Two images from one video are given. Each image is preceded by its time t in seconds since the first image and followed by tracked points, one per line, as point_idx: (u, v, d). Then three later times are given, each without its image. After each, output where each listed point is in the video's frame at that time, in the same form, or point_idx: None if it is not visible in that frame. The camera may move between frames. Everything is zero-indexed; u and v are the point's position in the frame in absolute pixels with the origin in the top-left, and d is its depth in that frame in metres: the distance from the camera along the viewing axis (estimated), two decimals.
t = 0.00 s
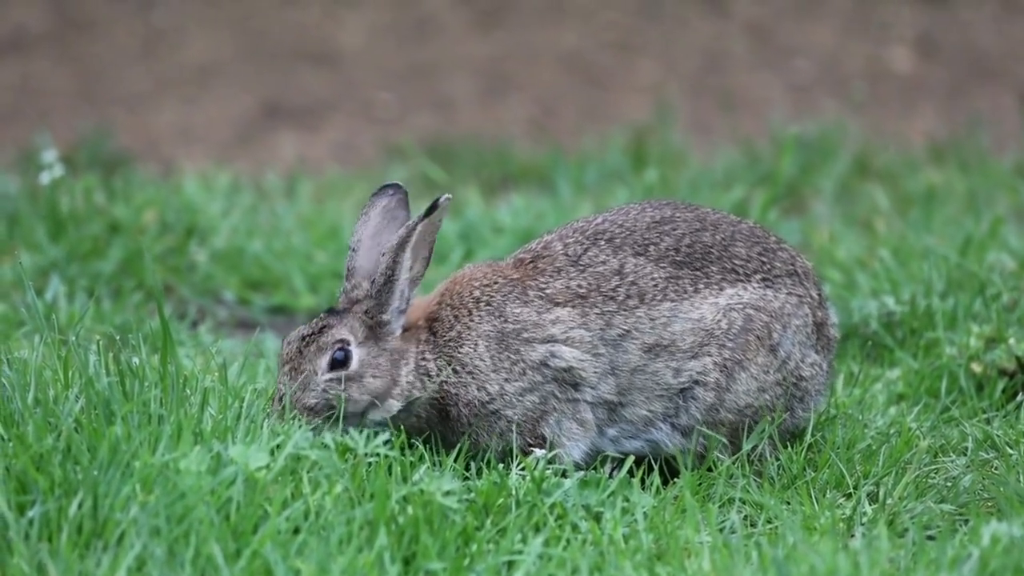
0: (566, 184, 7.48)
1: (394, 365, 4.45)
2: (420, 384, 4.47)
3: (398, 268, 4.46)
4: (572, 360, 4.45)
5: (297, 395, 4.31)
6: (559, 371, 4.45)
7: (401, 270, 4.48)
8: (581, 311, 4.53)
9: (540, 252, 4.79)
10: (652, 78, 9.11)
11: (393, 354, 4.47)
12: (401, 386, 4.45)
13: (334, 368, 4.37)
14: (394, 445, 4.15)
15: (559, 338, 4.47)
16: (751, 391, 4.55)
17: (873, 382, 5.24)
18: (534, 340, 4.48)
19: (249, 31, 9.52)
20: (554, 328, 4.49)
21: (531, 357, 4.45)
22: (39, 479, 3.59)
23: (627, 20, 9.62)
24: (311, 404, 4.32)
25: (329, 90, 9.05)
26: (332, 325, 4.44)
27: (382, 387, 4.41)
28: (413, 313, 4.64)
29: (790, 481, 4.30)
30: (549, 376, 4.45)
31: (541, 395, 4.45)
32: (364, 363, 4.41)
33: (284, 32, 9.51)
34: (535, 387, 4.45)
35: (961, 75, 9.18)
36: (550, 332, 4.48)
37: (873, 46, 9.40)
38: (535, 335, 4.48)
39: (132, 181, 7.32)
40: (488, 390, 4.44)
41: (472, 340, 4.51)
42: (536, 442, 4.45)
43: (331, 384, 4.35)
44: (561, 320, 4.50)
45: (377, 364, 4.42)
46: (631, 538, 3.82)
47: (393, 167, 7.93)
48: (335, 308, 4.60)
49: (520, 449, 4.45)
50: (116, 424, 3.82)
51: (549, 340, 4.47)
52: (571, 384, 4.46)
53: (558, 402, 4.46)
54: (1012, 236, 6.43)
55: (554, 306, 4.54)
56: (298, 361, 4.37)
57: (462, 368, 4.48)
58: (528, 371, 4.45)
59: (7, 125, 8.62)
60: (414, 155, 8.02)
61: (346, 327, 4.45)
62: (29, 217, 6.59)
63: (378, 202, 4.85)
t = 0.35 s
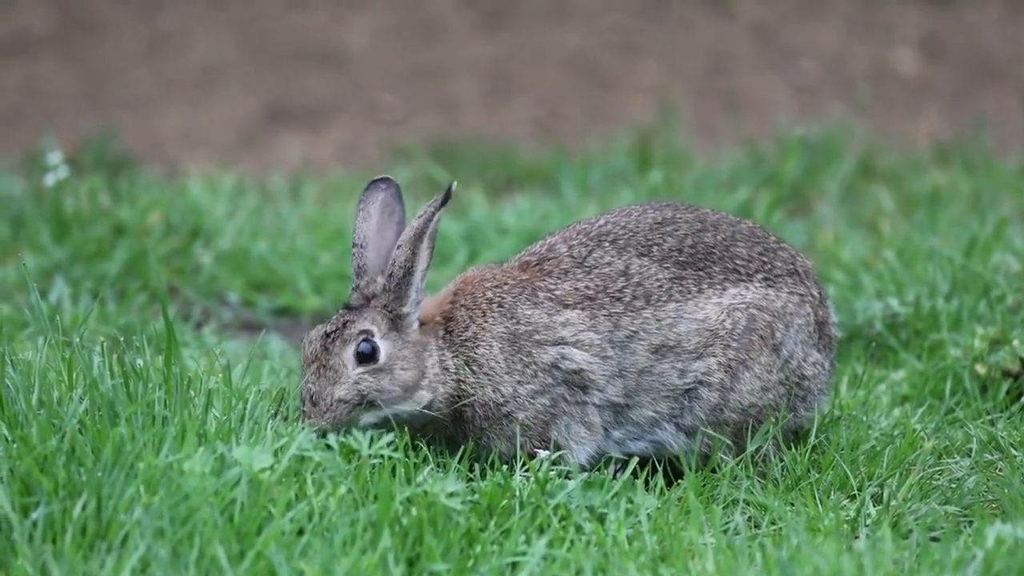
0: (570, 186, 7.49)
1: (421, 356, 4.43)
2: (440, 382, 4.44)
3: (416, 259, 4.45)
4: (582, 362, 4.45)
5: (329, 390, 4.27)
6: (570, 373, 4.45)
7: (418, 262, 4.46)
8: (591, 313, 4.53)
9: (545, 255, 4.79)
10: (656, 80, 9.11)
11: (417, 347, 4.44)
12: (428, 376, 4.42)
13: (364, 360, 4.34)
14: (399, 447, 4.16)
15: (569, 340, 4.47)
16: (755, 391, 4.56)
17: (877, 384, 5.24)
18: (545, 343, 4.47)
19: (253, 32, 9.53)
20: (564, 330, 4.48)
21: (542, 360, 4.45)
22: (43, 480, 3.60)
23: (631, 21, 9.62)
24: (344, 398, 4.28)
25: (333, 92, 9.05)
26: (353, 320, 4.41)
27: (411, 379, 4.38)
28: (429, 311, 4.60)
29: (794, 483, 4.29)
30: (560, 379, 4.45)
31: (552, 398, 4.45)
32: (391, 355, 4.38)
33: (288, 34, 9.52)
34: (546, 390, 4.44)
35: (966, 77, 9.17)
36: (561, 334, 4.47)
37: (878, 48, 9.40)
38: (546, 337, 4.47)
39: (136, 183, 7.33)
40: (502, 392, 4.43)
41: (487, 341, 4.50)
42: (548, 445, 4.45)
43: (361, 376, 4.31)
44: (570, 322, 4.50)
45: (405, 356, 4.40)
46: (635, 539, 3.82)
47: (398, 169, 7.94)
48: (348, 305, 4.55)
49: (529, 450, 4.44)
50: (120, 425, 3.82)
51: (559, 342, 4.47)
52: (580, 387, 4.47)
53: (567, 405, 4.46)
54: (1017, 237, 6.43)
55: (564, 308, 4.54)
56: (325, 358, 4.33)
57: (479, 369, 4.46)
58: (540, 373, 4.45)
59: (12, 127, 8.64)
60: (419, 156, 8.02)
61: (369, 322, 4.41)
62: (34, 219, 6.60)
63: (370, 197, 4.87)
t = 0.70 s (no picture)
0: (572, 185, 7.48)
1: (424, 350, 4.41)
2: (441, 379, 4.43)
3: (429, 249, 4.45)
4: (584, 362, 4.45)
5: (328, 377, 4.28)
6: (572, 373, 4.45)
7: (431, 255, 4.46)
8: (593, 313, 4.53)
9: (546, 256, 4.78)
10: (658, 79, 9.11)
11: (421, 341, 4.43)
12: (429, 372, 4.41)
13: (365, 349, 4.33)
14: (401, 446, 4.16)
15: (571, 340, 4.47)
16: (756, 391, 4.57)
17: (880, 383, 5.24)
18: (547, 343, 4.47)
19: (255, 32, 9.53)
20: (566, 330, 4.48)
21: (544, 360, 4.45)
22: (45, 480, 3.60)
23: (633, 21, 9.61)
24: (341, 384, 4.28)
25: (335, 92, 9.05)
26: (361, 304, 4.38)
27: (411, 373, 4.37)
28: (435, 306, 4.59)
29: (796, 483, 4.29)
30: (563, 379, 4.46)
31: (554, 398, 4.45)
32: (394, 345, 4.37)
33: (290, 33, 9.52)
34: (548, 389, 4.44)
35: (969, 77, 9.16)
36: (564, 334, 4.47)
37: (880, 48, 9.39)
38: (549, 337, 4.47)
39: (138, 183, 7.33)
40: (505, 392, 4.43)
41: (489, 340, 4.49)
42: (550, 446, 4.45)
43: (361, 365, 4.31)
44: (573, 322, 4.50)
45: (408, 349, 4.39)
46: (637, 539, 3.82)
47: (400, 168, 7.94)
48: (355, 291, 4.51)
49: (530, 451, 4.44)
50: (122, 425, 3.82)
51: (561, 342, 4.47)
52: (582, 387, 4.47)
53: (570, 406, 4.46)
54: (1020, 236, 6.43)
55: (566, 308, 4.54)
56: (329, 339, 4.32)
57: (481, 368, 4.45)
58: (542, 373, 4.45)
59: (14, 128, 8.64)
60: (421, 155, 8.02)
61: (377, 308, 4.39)
62: (36, 219, 6.60)
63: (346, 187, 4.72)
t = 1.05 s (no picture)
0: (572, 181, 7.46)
1: (416, 329, 4.43)
2: (433, 359, 4.44)
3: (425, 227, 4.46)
4: (581, 356, 4.45)
5: (317, 342, 4.31)
6: (569, 367, 4.45)
7: (427, 232, 4.47)
8: (590, 308, 4.53)
9: (543, 250, 4.78)
10: (659, 77, 9.11)
11: (415, 319, 4.45)
12: (421, 351, 4.43)
13: (357, 319, 4.36)
14: (400, 443, 4.17)
15: (568, 334, 4.47)
16: (753, 387, 4.57)
17: (880, 379, 5.24)
18: (544, 336, 4.47)
19: (256, 29, 9.52)
20: (563, 325, 4.48)
21: (541, 354, 4.45)
22: (45, 476, 3.59)
23: (634, 18, 9.60)
24: (329, 354, 4.30)
25: (336, 89, 9.04)
26: (356, 276, 4.41)
27: (401, 348, 4.39)
28: (433, 288, 4.60)
29: (796, 479, 4.29)
30: (559, 373, 4.45)
31: (551, 392, 4.44)
32: (387, 319, 4.39)
33: (291, 30, 9.51)
34: (545, 383, 4.44)
35: (969, 74, 9.16)
36: (560, 329, 4.47)
37: (881, 45, 9.39)
38: (546, 331, 4.47)
39: (139, 180, 7.33)
40: (500, 383, 4.41)
41: (485, 332, 4.48)
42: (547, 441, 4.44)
43: (351, 336, 4.33)
44: (569, 317, 4.50)
45: (400, 324, 4.41)
46: (637, 536, 3.82)
47: (400, 165, 7.93)
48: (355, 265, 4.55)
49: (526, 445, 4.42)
50: (122, 422, 3.83)
51: (558, 337, 4.47)
52: (579, 381, 4.46)
53: (566, 400, 4.45)
54: (1020, 233, 6.43)
55: (563, 302, 4.54)
56: (322, 308, 4.36)
57: (475, 358, 4.44)
58: (538, 367, 4.44)
59: (15, 125, 8.64)
60: (421, 152, 8.03)
61: (373, 280, 4.42)
62: (36, 216, 6.60)
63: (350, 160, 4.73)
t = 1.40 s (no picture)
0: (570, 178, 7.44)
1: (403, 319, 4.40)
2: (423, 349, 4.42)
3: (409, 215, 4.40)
4: (576, 350, 4.46)
5: (302, 335, 4.27)
6: (563, 361, 4.45)
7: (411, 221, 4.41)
8: (586, 302, 4.54)
9: (541, 242, 4.78)
10: (658, 74, 9.10)
11: (402, 309, 4.41)
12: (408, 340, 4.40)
13: (343, 312, 4.32)
14: (398, 440, 4.17)
15: (563, 328, 4.48)
16: (751, 384, 4.58)
17: (878, 376, 5.24)
18: (539, 330, 4.47)
19: (255, 26, 9.52)
20: (558, 318, 4.49)
21: (536, 347, 4.45)
22: (43, 473, 3.59)
23: (633, 15, 9.60)
24: (315, 348, 4.27)
25: (335, 86, 9.03)
26: (342, 267, 4.35)
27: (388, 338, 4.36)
28: (421, 277, 4.56)
29: (794, 476, 4.28)
30: (554, 366, 4.45)
31: (545, 385, 4.45)
32: (372, 311, 4.35)
33: (290, 27, 9.51)
34: (539, 376, 4.44)
35: (968, 71, 9.15)
36: (555, 322, 4.48)
37: (879, 42, 9.39)
38: (541, 324, 4.47)
39: (137, 177, 7.32)
40: (493, 374, 4.42)
41: (480, 323, 4.48)
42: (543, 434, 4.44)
43: (336, 328, 4.29)
44: (565, 311, 4.50)
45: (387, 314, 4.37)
46: (634, 533, 3.82)
47: (398, 162, 7.93)
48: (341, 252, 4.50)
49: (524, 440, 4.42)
50: (120, 419, 3.82)
51: (553, 330, 4.47)
52: (574, 373, 4.47)
53: (560, 394, 4.46)
54: (1017, 230, 6.43)
55: (559, 296, 4.54)
56: (306, 301, 4.31)
57: (469, 349, 4.44)
58: (533, 360, 4.44)
59: (13, 122, 8.63)
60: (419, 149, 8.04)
61: (358, 270, 4.36)
62: (34, 213, 6.60)
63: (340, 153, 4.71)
